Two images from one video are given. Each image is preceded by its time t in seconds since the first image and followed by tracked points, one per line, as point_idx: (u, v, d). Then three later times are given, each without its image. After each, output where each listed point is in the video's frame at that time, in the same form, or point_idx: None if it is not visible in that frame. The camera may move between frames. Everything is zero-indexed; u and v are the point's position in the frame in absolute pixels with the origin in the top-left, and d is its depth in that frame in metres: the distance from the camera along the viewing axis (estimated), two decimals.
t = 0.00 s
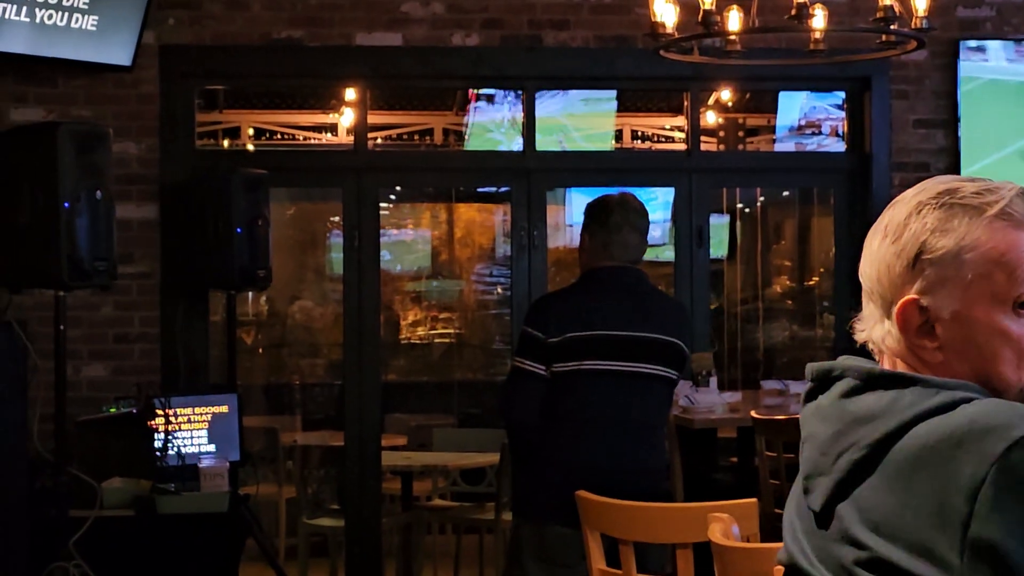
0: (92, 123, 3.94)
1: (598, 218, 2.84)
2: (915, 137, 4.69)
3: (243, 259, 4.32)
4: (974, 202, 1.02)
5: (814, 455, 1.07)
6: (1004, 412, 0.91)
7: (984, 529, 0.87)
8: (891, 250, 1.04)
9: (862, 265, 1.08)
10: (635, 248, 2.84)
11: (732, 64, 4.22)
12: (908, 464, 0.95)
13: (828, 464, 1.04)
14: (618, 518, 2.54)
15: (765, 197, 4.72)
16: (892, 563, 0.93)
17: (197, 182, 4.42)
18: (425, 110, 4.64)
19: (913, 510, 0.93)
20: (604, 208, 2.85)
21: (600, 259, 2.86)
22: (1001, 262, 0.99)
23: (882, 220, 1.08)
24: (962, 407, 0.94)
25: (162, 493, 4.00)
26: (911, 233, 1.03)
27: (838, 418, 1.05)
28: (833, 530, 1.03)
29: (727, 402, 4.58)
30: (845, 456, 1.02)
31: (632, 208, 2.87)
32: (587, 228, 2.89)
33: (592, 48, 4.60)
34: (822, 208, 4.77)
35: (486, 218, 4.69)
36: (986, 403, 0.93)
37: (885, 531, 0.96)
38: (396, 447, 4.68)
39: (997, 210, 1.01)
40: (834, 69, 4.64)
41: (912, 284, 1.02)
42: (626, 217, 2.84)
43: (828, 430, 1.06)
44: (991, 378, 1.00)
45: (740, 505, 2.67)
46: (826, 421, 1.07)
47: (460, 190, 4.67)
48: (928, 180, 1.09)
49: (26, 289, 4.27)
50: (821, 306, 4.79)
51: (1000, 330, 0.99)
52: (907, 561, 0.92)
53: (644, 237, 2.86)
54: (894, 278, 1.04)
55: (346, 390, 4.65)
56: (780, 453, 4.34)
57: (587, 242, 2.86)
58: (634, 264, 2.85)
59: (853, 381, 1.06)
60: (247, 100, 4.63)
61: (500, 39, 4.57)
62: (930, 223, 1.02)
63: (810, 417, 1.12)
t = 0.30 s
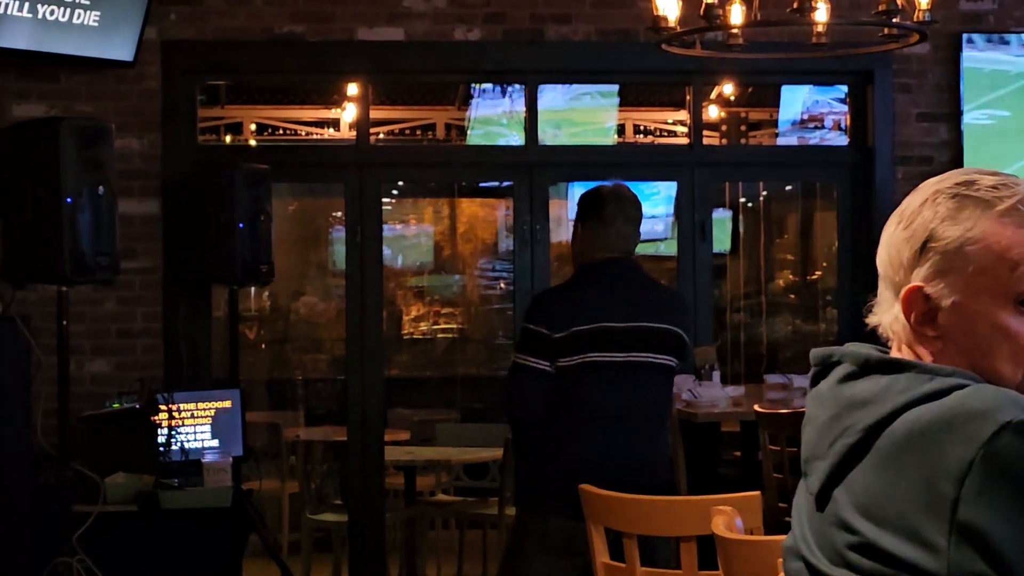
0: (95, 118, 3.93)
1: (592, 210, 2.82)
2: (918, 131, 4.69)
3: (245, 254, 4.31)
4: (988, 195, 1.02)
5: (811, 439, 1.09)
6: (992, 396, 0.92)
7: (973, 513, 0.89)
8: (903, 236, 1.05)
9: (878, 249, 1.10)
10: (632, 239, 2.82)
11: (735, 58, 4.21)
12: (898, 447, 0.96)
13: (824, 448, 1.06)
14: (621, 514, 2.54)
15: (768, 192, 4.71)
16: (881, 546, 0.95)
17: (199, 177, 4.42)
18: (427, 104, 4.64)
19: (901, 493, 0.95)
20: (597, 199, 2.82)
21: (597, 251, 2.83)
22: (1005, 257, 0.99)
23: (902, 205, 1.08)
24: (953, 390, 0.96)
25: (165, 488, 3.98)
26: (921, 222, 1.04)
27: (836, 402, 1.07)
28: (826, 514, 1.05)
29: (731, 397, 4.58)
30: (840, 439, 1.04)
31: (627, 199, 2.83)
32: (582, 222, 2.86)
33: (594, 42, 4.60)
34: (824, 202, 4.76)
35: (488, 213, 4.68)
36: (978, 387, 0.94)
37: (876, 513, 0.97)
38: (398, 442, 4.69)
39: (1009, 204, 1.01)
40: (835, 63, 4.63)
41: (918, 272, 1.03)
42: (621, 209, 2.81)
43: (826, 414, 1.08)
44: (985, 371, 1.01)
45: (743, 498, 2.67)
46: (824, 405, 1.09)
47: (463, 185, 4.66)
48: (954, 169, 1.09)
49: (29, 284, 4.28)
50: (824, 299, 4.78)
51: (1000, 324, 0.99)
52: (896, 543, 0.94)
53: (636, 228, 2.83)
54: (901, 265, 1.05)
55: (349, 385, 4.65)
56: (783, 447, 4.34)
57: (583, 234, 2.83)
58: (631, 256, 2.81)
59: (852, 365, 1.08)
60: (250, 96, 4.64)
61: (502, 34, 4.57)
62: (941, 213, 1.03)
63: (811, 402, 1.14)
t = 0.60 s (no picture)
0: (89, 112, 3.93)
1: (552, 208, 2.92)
2: (911, 124, 4.69)
3: (238, 248, 4.31)
4: (990, 186, 1.10)
5: (808, 423, 1.17)
6: (982, 384, 1.00)
7: (964, 496, 0.97)
8: (907, 226, 1.14)
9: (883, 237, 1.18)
10: (589, 232, 2.91)
11: (728, 51, 4.20)
12: (893, 434, 1.05)
13: (819, 432, 1.14)
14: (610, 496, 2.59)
15: (760, 185, 4.72)
16: (877, 528, 1.04)
17: (191, 171, 4.41)
18: (420, 99, 4.63)
19: (895, 478, 1.03)
20: (559, 196, 2.93)
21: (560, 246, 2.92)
22: (1002, 246, 1.08)
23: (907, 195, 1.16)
24: (946, 378, 1.04)
25: (157, 482, 4.01)
26: (925, 213, 1.12)
27: (831, 387, 1.15)
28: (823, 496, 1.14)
29: (723, 390, 4.66)
30: (836, 424, 1.12)
31: (588, 195, 2.94)
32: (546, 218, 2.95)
33: (587, 36, 4.59)
34: (817, 196, 4.77)
35: (481, 207, 4.69)
36: (967, 374, 1.02)
37: (872, 498, 1.06)
38: (392, 436, 4.66)
39: (1009, 194, 1.09)
40: (828, 57, 4.64)
41: (921, 259, 1.12)
42: (581, 203, 2.91)
43: (821, 400, 1.16)
44: (980, 355, 1.10)
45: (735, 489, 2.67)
46: (819, 390, 1.17)
47: (455, 179, 4.66)
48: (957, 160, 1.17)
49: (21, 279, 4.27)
50: (817, 294, 4.79)
51: (997, 312, 1.08)
52: (894, 526, 1.02)
53: (598, 222, 2.94)
54: (904, 254, 1.14)
55: (342, 380, 4.64)
56: (775, 441, 4.35)
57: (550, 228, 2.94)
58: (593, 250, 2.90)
59: (849, 351, 1.16)
60: (242, 90, 4.62)
61: (495, 27, 4.56)
62: (944, 202, 1.11)
63: (808, 386, 1.21)
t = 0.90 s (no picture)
0: (81, 107, 3.92)
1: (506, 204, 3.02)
2: (904, 119, 4.69)
3: (231, 243, 4.31)
4: (1000, 177, 1.14)
5: (807, 408, 1.18)
6: (986, 374, 1.01)
7: (962, 484, 0.98)
8: (915, 218, 1.18)
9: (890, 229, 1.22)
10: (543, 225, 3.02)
11: (721, 45, 4.19)
12: (893, 420, 1.06)
13: (819, 417, 1.15)
14: (607, 485, 2.60)
15: (754, 180, 4.71)
16: (869, 514, 1.04)
17: (184, 166, 4.40)
18: (413, 94, 4.62)
19: (891, 464, 1.04)
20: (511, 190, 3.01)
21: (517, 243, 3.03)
22: (1012, 239, 1.12)
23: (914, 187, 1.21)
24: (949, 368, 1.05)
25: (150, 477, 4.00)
26: (935, 203, 1.16)
27: (833, 372, 1.15)
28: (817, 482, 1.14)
29: (716, 384, 4.70)
30: (835, 409, 1.12)
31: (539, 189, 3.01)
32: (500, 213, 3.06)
33: (580, 31, 4.59)
34: (811, 191, 4.76)
35: (474, 202, 4.69)
36: (970, 366, 1.04)
37: (867, 483, 1.06)
38: (384, 432, 4.67)
39: (1018, 187, 1.13)
40: (820, 51, 4.64)
41: (929, 251, 1.16)
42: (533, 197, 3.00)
43: (822, 385, 1.17)
44: (987, 348, 1.15)
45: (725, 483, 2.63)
46: (821, 375, 1.17)
47: (448, 174, 4.66)
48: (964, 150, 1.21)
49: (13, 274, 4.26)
50: (811, 289, 4.78)
51: (1005, 303, 1.13)
52: (887, 511, 1.03)
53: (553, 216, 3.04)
54: (913, 245, 1.18)
55: (334, 376, 4.63)
56: (769, 435, 4.34)
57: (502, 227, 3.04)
58: (547, 245, 3.02)
59: (850, 337, 1.16)
60: (235, 85, 4.61)
61: (488, 22, 4.56)
62: (953, 194, 1.15)
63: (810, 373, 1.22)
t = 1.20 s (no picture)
0: (73, 102, 3.92)
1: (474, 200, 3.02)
2: (897, 115, 4.69)
3: (223, 239, 4.31)
4: None
5: (836, 400, 1.15)
6: None
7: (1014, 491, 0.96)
8: (965, 220, 1.10)
9: (923, 237, 1.12)
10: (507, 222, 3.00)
11: (713, 41, 4.18)
12: (937, 419, 1.03)
13: (852, 410, 1.11)
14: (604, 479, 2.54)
15: (747, 176, 4.72)
16: (911, 517, 1.03)
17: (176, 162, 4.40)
18: (406, 90, 4.63)
19: (934, 466, 1.02)
20: (477, 187, 3.02)
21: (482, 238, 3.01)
22: None
23: (945, 192, 1.13)
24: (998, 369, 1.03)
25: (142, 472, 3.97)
26: (992, 205, 1.10)
27: (869, 366, 1.12)
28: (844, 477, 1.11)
29: (709, 380, 4.60)
30: (871, 404, 1.09)
31: (507, 185, 3.02)
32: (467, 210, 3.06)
33: (572, 26, 4.59)
34: (803, 187, 4.77)
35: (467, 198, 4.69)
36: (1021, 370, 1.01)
37: (905, 482, 1.04)
38: (377, 427, 4.65)
39: None
40: (813, 47, 4.64)
41: (991, 254, 1.08)
42: (498, 193, 3.00)
43: (856, 377, 1.13)
44: None
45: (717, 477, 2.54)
46: (854, 368, 1.14)
47: (441, 169, 4.66)
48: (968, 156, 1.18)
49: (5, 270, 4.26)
50: (803, 285, 4.80)
51: None
52: (928, 513, 1.02)
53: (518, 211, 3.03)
54: (967, 248, 1.09)
55: (327, 372, 4.64)
56: (760, 431, 4.34)
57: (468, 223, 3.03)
58: (513, 242, 3.00)
59: (886, 330, 1.12)
60: (227, 81, 4.61)
61: (480, 18, 4.56)
62: (1005, 196, 1.10)
63: (839, 362, 1.18)
